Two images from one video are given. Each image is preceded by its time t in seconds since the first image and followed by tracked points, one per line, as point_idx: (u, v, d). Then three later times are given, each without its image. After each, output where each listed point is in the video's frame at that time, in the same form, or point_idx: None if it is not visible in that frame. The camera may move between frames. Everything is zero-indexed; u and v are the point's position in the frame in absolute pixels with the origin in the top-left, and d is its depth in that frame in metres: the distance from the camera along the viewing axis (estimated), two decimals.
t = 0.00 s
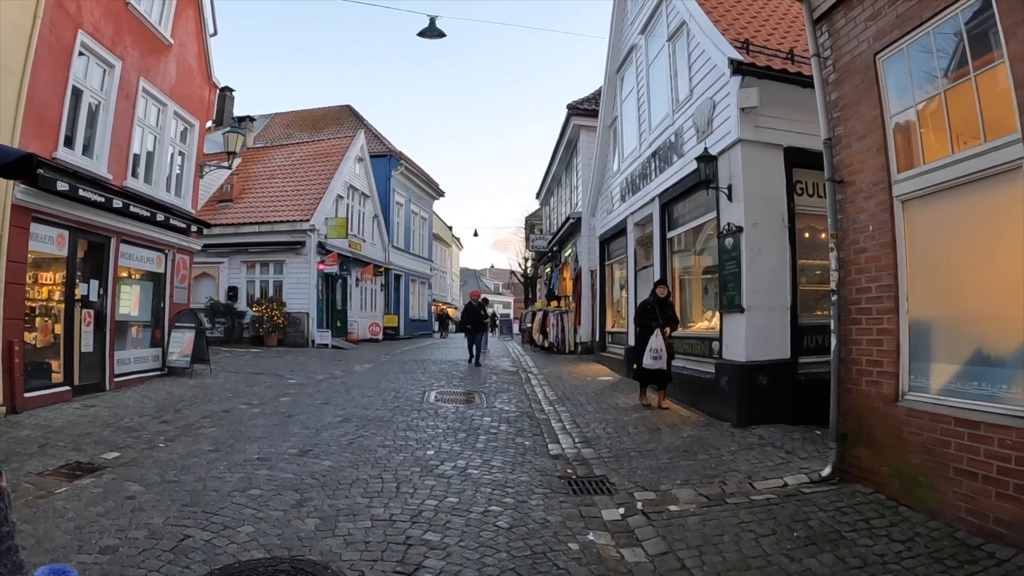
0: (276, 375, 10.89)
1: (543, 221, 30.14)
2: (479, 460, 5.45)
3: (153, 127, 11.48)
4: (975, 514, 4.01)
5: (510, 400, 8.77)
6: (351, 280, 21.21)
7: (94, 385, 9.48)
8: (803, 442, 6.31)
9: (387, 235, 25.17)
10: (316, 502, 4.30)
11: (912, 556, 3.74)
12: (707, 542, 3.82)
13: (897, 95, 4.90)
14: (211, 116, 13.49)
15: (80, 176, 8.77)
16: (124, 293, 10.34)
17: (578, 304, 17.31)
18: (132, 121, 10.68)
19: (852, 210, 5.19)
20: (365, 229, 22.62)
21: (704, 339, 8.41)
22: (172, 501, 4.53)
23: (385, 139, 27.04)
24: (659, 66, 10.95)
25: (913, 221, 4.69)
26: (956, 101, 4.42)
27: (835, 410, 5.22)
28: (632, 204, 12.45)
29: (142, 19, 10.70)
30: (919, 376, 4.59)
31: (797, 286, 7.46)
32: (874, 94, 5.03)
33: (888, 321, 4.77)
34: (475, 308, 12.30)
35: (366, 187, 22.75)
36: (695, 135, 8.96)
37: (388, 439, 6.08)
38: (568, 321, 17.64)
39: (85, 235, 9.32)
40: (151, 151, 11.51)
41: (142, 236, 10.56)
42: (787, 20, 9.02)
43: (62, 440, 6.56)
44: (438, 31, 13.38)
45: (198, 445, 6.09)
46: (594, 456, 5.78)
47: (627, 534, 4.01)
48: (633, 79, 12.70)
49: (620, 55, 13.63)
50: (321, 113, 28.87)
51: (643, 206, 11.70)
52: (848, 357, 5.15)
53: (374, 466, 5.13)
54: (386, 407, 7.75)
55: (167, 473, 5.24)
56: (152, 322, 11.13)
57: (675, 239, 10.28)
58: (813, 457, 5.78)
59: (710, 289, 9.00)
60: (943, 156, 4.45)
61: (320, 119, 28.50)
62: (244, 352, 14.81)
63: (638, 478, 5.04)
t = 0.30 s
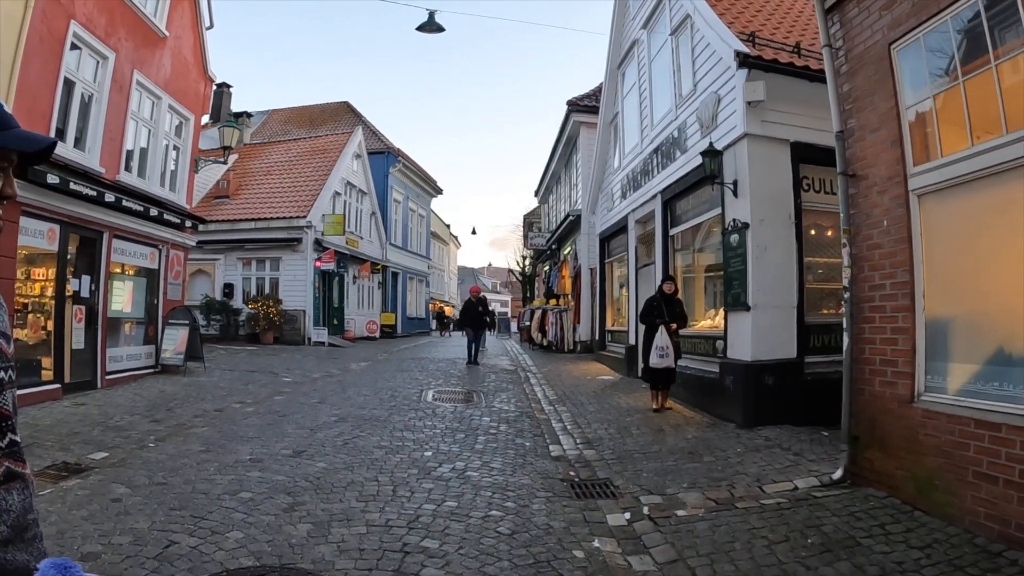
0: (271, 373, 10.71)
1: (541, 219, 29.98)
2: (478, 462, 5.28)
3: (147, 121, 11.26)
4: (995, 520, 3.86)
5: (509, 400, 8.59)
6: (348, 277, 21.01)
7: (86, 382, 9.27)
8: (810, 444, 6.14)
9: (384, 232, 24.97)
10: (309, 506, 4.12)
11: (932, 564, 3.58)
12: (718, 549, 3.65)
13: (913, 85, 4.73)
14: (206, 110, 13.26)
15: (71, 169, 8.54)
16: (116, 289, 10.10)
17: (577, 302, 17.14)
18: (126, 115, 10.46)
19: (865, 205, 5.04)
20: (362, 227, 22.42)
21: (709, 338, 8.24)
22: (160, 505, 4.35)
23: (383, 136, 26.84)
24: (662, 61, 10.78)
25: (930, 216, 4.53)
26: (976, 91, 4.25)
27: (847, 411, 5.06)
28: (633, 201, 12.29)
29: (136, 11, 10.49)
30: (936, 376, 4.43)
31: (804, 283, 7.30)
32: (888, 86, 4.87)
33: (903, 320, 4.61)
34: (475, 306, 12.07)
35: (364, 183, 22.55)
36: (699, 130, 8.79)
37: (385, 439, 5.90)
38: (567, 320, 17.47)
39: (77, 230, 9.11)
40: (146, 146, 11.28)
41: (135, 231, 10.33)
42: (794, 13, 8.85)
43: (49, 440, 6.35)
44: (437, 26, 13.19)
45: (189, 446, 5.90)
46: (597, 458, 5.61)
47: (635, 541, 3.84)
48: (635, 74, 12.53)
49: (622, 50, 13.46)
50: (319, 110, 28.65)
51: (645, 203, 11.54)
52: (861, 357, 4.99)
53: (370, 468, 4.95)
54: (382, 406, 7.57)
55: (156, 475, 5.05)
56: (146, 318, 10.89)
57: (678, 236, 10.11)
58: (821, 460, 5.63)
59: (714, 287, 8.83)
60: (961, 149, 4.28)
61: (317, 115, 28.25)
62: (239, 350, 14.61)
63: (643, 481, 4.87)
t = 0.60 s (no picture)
0: (265, 372, 10.48)
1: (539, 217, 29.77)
2: (477, 465, 5.08)
3: (139, 115, 10.98)
4: (1021, 528, 3.67)
5: (507, 400, 8.38)
6: (344, 276, 20.78)
7: (75, 382, 9.00)
8: (819, 446, 5.96)
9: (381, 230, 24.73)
10: (299, 513, 3.91)
11: None
12: (732, 560, 3.45)
13: (931, 73, 4.54)
14: (200, 105, 12.97)
15: (59, 162, 8.25)
16: (107, 287, 9.81)
17: (576, 301, 16.94)
18: (116, 108, 10.19)
19: (880, 198, 4.86)
20: (358, 224, 22.19)
21: (713, 337, 8.05)
22: (142, 512, 4.13)
23: (379, 133, 26.59)
24: (664, 54, 10.58)
25: (949, 208, 4.33)
26: (999, 77, 4.05)
27: (861, 412, 4.88)
28: (634, 197, 12.09)
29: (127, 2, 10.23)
30: (956, 376, 4.25)
31: (812, 281, 7.12)
32: (904, 74, 4.67)
33: (921, 317, 4.43)
34: (473, 305, 11.81)
35: (360, 181, 22.30)
36: (703, 124, 8.62)
37: (379, 441, 5.68)
38: (566, 319, 17.26)
39: (67, 226, 8.84)
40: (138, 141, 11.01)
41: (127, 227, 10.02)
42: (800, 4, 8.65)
43: (32, 441, 6.10)
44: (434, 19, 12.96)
45: (177, 447, 5.68)
46: (600, 461, 5.42)
47: (643, 550, 3.64)
48: (635, 68, 12.33)
49: (622, 45, 13.25)
50: (315, 107, 28.38)
51: (646, 199, 11.33)
52: (876, 356, 4.81)
53: (363, 472, 4.73)
54: (378, 406, 7.35)
55: (140, 479, 4.82)
56: (138, 316, 10.59)
57: (681, 233, 9.91)
58: (833, 463, 5.44)
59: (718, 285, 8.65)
60: (983, 138, 4.08)
61: (313, 112, 28.00)
62: (233, 349, 14.36)
63: (649, 486, 4.68)
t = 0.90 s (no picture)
0: (261, 375, 10.26)
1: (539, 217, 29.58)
2: (482, 475, 4.87)
3: (133, 112, 10.68)
4: None
5: (510, 405, 8.17)
6: (342, 276, 20.56)
7: (67, 385, 8.70)
8: (834, 454, 5.84)
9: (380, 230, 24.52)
10: (293, 529, 3.70)
11: None
12: None
13: (956, 64, 4.34)
14: (196, 103, 12.66)
15: (49, 160, 7.98)
16: (99, 288, 9.49)
17: (578, 301, 16.73)
18: (109, 105, 9.90)
19: (902, 196, 4.67)
20: (357, 224, 21.95)
21: (721, 338, 7.91)
22: (129, 527, 3.91)
23: (378, 132, 26.38)
24: (668, 50, 10.45)
25: (976, 207, 4.14)
26: None
27: (882, 418, 4.69)
28: (637, 196, 11.92)
29: None
30: (983, 383, 4.05)
31: (824, 282, 7.00)
32: (927, 66, 4.48)
33: (947, 320, 4.24)
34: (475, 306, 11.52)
35: (359, 180, 22.09)
36: (710, 120, 8.49)
37: (379, 449, 5.47)
38: (567, 319, 17.05)
39: (57, 226, 8.51)
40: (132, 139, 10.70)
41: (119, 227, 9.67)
42: None
43: (18, 449, 5.85)
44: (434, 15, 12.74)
45: (168, 455, 5.45)
46: (609, 469, 5.22)
47: (658, 568, 3.43)
48: (639, 65, 12.17)
49: (625, 41, 13.10)
50: (313, 105, 28.12)
51: (650, 198, 11.16)
52: (898, 360, 4.62)
53: (362, 483, 4.52)
54: (377, 411, 7.13)
55: (128, 491, 4.59)
56: (131, 317, 10.28)
57: (687, 233, 9.73)
58: (850, 472, 5.25)
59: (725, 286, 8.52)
60: (1013, 132, 3.89)
61: (312, 111, 27.74)
62: (230, 350, 14.13)
63: (662, 497, 4.47)
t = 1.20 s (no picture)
0: (260, 374, 10.10)
1: (540, 215, 29.43)
2: (485, 479, 4.72)
3: (129, 108, 10.43)
4: None
5: (512, 405, 8.00)
6: (342, 275, 20.42)
7: (61, 386, 8.41)
8: (847, 456, 5.77)
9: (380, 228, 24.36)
10: (289, 538, 3.54)
11: None
12: None
13: (978, 51, 4.16)
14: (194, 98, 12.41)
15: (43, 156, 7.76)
16: (94, 286, 9.15)
17: (580, 299, 16.56)
18: (104, 101, 9.65)
19: (921, 189, 4.49)
20: (357, 222, 21.79)
21: (728, 336, 7.92)
22: (117, 535, 3.75)
23: (378, 130, 26.22)
24: (673, 44, 10.36)
25: (1000, 200, 3.97)
26: None
27: (901, 420, 4.52)
28: (641, 193, 11.81)
29: None
30: (1007, 383, 3.89)
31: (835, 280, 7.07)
32: (947, 55, 4.31)
33: (968, 318, 4.08)
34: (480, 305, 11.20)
35: (359, 178, 21.93)
36: (716, 114, 8.45)
37: (378, 452, 5.30)
38: (569, 318, 16.90)
39: (52, 223, 8.27)
40: (129, 135, 10.45)
41: (116, 224, 9.39)
42: None
43: (6, 452, 5.66)
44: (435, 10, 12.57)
45: (162, 458, 5.29)
46: (615, 473, 5.08)
47: None
48: (642, 60, 12.06)
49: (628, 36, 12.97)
50: (313, 103, 27.95)
51: (654, 194, 11.06)
52: (917, 360, 4.45)
53: (360, 488, 4.36)
54: (377, 412, 6.97)
55: (118, 497, 4.43)
56: (127, 316, 9.92)
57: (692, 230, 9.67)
58: (865, 475, 5.16)
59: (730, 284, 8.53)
60: None
61: (311, 109, 27.56)
62: (228, 349, 13.97)
63: (672, 502, 4.32)
